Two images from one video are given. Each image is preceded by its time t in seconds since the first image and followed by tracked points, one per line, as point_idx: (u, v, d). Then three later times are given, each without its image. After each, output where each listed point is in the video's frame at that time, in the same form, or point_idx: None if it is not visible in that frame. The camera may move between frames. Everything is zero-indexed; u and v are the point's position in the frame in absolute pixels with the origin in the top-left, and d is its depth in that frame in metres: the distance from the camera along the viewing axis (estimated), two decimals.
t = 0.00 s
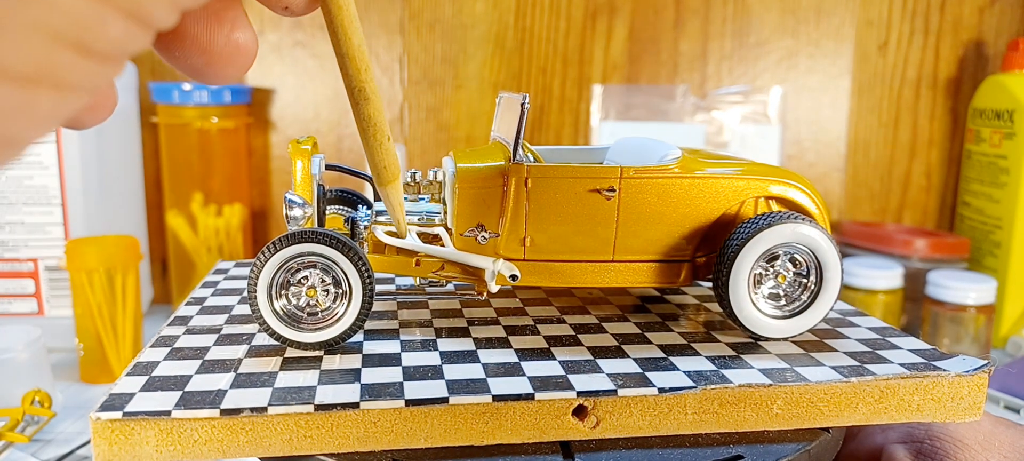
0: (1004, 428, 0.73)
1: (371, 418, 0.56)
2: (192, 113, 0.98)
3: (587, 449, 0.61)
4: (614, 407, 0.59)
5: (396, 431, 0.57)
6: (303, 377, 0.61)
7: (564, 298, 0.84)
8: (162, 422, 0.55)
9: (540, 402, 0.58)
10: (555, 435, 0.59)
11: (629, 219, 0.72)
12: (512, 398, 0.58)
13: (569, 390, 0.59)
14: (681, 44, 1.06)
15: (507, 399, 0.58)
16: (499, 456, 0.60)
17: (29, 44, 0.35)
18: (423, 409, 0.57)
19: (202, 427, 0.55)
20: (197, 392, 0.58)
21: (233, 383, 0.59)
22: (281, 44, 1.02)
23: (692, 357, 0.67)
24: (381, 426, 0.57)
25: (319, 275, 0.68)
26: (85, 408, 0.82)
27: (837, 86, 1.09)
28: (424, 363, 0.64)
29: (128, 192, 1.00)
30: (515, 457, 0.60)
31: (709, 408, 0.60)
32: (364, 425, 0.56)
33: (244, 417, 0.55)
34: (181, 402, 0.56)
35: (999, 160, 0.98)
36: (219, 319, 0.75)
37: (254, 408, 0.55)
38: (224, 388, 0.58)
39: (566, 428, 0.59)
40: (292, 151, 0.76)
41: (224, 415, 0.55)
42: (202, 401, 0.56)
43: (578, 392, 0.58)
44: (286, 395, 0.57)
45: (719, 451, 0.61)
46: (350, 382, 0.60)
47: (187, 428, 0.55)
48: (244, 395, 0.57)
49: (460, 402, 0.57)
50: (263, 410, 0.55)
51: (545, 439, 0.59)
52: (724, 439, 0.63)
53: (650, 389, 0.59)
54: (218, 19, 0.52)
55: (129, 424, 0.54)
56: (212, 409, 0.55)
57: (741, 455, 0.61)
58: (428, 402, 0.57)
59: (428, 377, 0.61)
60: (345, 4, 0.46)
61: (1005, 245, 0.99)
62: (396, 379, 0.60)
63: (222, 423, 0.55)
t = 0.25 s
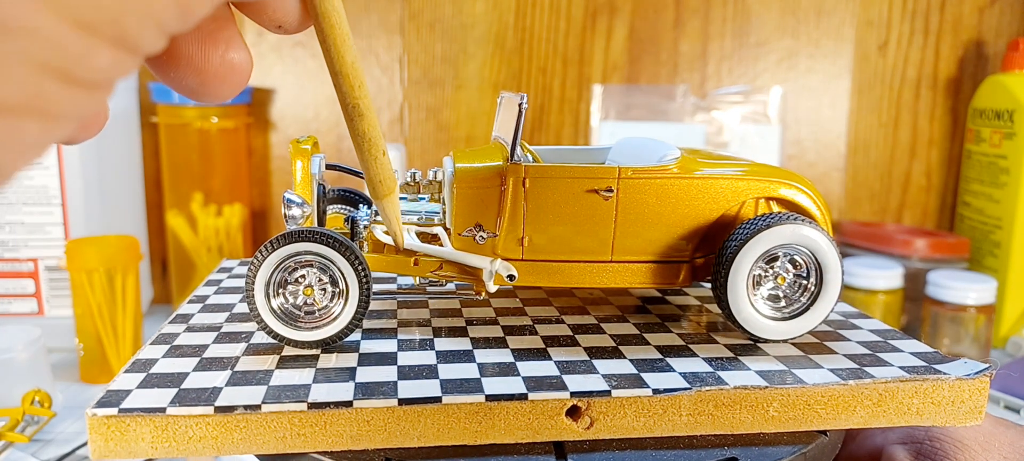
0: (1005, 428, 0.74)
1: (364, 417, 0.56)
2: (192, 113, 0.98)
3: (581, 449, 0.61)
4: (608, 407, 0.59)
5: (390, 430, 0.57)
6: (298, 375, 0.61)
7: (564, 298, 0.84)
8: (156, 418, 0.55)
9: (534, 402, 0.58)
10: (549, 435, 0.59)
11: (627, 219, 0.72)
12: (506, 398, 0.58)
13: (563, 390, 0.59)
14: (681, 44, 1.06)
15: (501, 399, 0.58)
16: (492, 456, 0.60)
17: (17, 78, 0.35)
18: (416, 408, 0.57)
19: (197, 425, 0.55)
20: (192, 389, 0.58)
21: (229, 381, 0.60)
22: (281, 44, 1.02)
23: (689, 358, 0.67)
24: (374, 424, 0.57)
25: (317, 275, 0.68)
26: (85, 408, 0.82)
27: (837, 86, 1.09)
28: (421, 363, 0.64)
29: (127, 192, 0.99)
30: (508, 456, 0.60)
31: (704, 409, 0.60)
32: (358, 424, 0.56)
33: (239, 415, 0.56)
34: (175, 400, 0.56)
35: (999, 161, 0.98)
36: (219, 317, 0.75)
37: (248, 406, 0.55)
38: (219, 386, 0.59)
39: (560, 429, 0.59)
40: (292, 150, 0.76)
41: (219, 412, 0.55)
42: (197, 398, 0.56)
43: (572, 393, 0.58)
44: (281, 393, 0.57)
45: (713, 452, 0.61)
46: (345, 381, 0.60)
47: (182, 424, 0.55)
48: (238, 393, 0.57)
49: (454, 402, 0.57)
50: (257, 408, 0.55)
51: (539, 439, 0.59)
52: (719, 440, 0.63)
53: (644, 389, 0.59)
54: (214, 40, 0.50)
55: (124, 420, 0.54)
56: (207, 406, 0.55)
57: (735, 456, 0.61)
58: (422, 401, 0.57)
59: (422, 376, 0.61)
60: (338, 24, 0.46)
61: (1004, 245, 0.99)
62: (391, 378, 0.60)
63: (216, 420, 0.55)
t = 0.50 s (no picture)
0: (1005, 428, 0.74)
1: (363, 416, 0.56)
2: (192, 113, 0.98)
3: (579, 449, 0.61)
4: (607, 408, 0.59)
5: (388, 430, 0.57)
6: (298, 375, 0.61)
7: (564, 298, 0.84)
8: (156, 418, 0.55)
9: (532, 402, 0.58)
10: (548, 435, 0.59)
11: (627, 219, 0.72)
12: (504, 398, 0.58)
13: (562, 390, 0.59)
14: (681, 44, 1.06)
15: (499, 399, 0.58)
16: (491, 456, 0.59)
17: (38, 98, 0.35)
18: (414, 408, 0.57)
19: (196, 424, 0.55)
20: (192, 389, 0.58)
21: (229, 380, 0.60)
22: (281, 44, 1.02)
23: (689, 358, 0.67)
24: (373, 424, 0.57)
25: (316, 275, 0.68)
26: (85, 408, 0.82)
27: (837, 86, 1.09)
28: (420, 362, 0.64)
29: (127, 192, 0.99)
30: (507, 456, 0.59)
31: (703, 409, 0.60)
32: (356, 423, 0.56)
33: (238, 414, 0.56)
34: (175, 399, 0.56)
35: (999, 161, 0.98)
36: (220, 317, 0.75)
37: (247, 405, 0.55)
38: (219, 385, 0.59)
39: (559, 428, 0.59)
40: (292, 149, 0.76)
41: (218, 411, 0.55)
42: (197, 398, 0.56)
43: (571, 393, 0.58)
44: (279, 392, 0.57)
45: (713, 453, 0.61)
46: (344, 380, 0.60)
47: (181, 424, 0.55)
48: (238, 392, 0.57)
49: (453, 401, 0.57)
50: (256, 407, 0.55)
51: (538, 439, 0.59)
52: (718, 441, 0.63)
53: (643, 390, 0.59)
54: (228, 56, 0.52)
55: (124, 419, 0.54)
56: (206, 406, 0.55)
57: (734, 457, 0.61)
58: (420, 401, 0.57)
59: (421, 376, 0.61)
60: (348, 39, 0.46)
61: (1005, 245, 0.99)
62: (390, 378, 0.60)
63: (215, 419, 0.55)
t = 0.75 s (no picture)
0: (1004, 428, 0.74)
1: (359, 415, 0.56)
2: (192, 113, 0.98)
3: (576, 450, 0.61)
4: (604, 408, 0.59)
5: (384, 429, 0.57)
6: (296, 373, 0.61)
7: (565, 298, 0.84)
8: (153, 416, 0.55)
9: (529, 402, 0.58)
10: (544, 435, 0.59)
11: (626, 219, 0.72)
12: (500, 398, 0.58)
13: (557, 390, 0.59)
14: (681, 44, 1.06)
15: (495, 398, 0.58)
16: (487, 457, 0.59)
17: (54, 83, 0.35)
18: (410, 408, 0.57)
19: (193, 422, 0.55)
20: (189, 387, 0.58)
21: (226, 379, 0.60)
22: (281, 44, 1.02)
23: (688, 359, 0.67)
24: (369, 423, 0.57)
25: (314, 274, 0.68)
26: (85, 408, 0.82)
27: (837, 86, 1.09)
28: (418, 362, 0.64)
29: (127, 192, 0.99)
30: (502, 456, 0.59)
31: (700, 410, 0.60)
32: (352, 422, 0.56)
33: (234, 412, 0.56)
34: (172, 397, 0.56)
35: (999, 160, 0.98)
36: (220, 316, 0.75)
37: (244, 404, 0.55)
38: (217, 384, 0.59)
39: (555, 429, 0.59)
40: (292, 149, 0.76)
41: (215, 409, 0.55)
42: (194, 396, 0.57)
43: (567, 393, 0.58)
44: (276, 391, 0.57)
45: (710, 454, 0.61)
46: (341, 379, 0.60)
47: (178, 422, 0.55)
48: (235, 391, 0.57)
49: (449, 401, 0.57)
50: (252, 406, 0.56)
51: (534, 439, 0.59)
52: (716, 442, 0.62)
53: (640, 390, 0.59)
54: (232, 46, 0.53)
55: (122, 417, 0.55)
56: (203, 404, 0.55)
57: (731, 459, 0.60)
58: (416, 401, 0.57)
59: (418, 375, 0.61)
60: (352, 34, 0.46)
61: (1005, 245, 0.99)
62: (386, 377, 0.60)
63: (212, 418, 0.55)
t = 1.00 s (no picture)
0: (1004, 429, 0.74)
1: (356, 414, 0.56)
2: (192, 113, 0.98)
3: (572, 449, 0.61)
4: (601, 408, 0.59)
5: (381, 427, 0.57)
6: (294, 372, 0.61)
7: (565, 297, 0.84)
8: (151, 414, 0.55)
9: (525, 402, 0.58)
10: (541, 435, 0.59)
11: (625, 219, 0.72)
12: (497, 398, 0.58)
13: (553, 390, 0.59)
14: (681, 44, 1.06)
15: (492, 398, 0.58)
16: (482, 456, 0.59)
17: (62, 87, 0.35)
18: (407, 408, 0.57)
19: (191, 420, 0.55)
20: (187, 385, 0.58)
21: (224, 378, 0.60)
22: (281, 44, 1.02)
23: (686, 360, 0.67)
24: (366, 422, 0.57)
25: (314, 273, 0.68)
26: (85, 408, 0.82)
27: (837, 87, 1.09)
28: (417, 361, 0.64)
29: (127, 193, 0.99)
30: (499, 456, 0.60)
31: (697, 411, 0.60)
32: (349, 421, 0.57)
33: (231, 411, 0.55)
34: (170, 395, 0.56)
35: (999, 161, 0.98)
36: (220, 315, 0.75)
37: (240, 403, 0.55)
38: (214, 382, 0.59)
39: (552, 429, 0.59)
40: (292, 148, 0.76)
41: (212, 408, 0.55)
42: (191, 394, 0.57)
43: (563, 393, 0.58)
44: (273, 390, 0.57)
45: (707, 455, 0.61)
46: (339, 378, 0.60)
47: (176, 420, 0.55)
48: (232, 390, 0.57)
49: (445, 400, 0.57)
50: (249, 405, 0.55)
51: (532, 439, 0.59)
52: (714, 442, 0.62)
53: (637, 390, 0.59)
54: (245, 59, 0.56)
55: (120, 415, 0.55)
56: (200, 403, 0.55)
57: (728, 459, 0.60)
58: (412, 400, 0.57)
59: (415, 375, 0.61)
60: (363, 47, 0.47)
61: (1004, 245, 0.99)
62: (384, 376, 0.61)
63: (209, 416, 0.55)
